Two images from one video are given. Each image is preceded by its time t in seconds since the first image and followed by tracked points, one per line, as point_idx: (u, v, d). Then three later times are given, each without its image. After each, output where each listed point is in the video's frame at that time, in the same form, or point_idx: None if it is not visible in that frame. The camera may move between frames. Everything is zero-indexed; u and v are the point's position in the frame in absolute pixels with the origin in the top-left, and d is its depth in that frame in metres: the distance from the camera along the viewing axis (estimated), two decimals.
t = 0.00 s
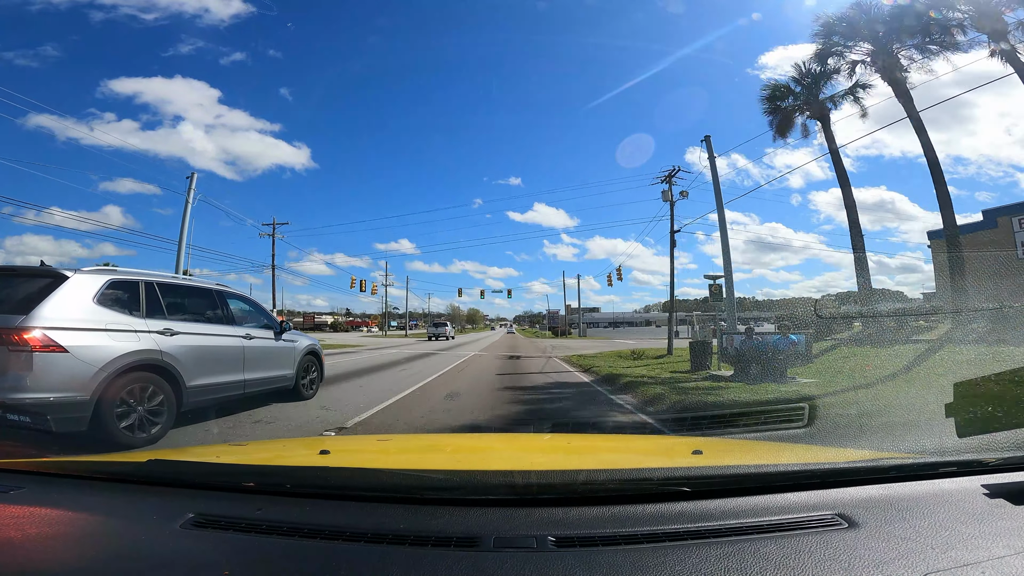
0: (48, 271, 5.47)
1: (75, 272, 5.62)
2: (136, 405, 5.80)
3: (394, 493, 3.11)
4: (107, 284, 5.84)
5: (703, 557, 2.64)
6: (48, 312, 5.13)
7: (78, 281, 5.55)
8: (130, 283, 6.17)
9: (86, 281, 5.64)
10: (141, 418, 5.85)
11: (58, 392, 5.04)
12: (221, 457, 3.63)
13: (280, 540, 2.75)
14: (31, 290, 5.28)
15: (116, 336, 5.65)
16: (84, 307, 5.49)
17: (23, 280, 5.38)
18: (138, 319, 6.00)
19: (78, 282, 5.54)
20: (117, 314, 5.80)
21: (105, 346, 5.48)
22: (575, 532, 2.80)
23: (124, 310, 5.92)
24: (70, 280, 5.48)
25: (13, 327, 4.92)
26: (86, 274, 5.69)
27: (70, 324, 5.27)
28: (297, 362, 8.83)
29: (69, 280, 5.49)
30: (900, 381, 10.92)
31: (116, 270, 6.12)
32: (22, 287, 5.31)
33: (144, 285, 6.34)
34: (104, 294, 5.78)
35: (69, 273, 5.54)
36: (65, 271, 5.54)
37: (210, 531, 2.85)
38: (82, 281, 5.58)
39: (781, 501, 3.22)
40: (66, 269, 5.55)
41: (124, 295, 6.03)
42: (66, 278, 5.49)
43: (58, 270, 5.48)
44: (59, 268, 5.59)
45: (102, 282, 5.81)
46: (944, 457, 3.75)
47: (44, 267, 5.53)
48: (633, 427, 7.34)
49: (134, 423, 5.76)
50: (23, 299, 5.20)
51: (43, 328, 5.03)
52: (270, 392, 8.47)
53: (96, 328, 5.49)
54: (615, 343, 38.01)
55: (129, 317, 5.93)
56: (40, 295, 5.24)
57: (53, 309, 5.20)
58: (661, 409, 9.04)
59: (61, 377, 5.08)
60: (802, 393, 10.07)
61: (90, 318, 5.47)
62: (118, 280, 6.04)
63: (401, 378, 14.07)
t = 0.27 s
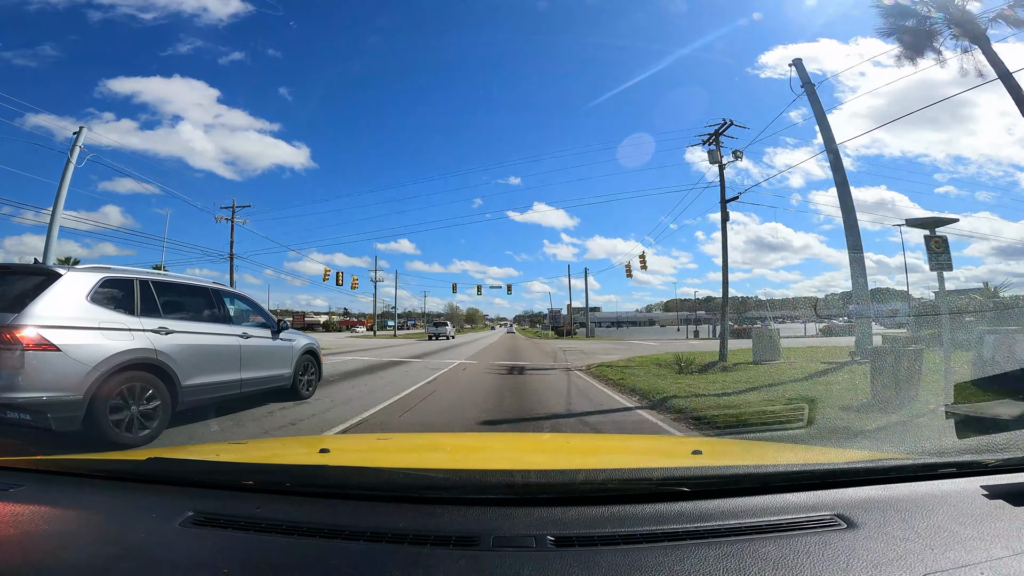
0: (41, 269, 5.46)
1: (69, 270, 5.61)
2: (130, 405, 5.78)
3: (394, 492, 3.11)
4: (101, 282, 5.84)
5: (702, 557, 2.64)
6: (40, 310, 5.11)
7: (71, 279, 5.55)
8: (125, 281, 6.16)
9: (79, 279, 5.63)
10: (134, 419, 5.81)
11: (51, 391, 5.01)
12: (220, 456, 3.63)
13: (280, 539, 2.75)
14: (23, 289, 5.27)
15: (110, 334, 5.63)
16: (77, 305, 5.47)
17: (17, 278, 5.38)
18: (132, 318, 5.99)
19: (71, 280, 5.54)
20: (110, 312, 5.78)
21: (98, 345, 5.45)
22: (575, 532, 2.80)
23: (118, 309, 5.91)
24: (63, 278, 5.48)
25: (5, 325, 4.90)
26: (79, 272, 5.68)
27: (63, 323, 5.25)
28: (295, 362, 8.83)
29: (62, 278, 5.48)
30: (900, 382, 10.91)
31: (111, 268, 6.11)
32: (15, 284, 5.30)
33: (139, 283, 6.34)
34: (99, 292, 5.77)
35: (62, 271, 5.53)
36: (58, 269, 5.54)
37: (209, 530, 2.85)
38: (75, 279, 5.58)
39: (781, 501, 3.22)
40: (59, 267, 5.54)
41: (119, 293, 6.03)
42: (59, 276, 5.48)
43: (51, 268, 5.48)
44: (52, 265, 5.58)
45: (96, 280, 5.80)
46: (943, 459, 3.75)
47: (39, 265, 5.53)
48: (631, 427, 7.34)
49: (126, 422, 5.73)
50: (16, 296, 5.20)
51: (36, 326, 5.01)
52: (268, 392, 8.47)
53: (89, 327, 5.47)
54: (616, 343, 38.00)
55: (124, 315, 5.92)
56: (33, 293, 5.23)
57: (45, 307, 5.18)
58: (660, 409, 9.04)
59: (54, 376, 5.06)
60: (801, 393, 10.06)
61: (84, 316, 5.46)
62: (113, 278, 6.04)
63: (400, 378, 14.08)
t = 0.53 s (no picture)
0: (32, 268, 5.45)
1: (60, 270, 5.58)
2: (123, 406, 5.74)
3: (395, 492, 3.11)
4: (93, 281, 5.82)
5: (705, 557, 2.64)
6: (30, 311, 5.10)
7: (62, 279, 5.51)
8: (118, 281, 6.15)
9: (71, 279, 5.60)
10: (125, 422, 5.74)
11: (42, 393, 4.99)
12: (222, 457, 3.63)
13: (282, 539, 2.75)
14: (15, 289, 5.29)
15: (102, 336, 5.61)
16: (69, 306, 5.45)
17: (10, 278, 5.40)
18: (125, 318, 5.97)
19: (63, 280, 5.50)
20: (103, 312, 5.76)
21: (90, 346, 5.42)
22: (576, 532, 2.80)
23: (110, 309, 5.90)
24: (54, 278, 5.44)
25: None
26: (71, 272, 5.66)
27: (54, 324, 5.23)
28: (292, 363, 8.84)
29: (53, 278, 5.46)
30: (901, 380, 10.91)
31: (104, 268, 6.10)
32: (7, 285, 5.33)
33: (132, 284, 6.32)
34: (91, 292, 5.75)
35: (53, 271, 5.51)
36: (50, 269, 5.50)
37: (211, 531, 2.85)
38: (67, 278, 5.56)
39: (783, 500, 3.21)
40: (50, 267, 5.50)
41: (112, 294, 6.01)
42: (50, 275, 5.46)
43: (42, 268, 5.45)
44: (43, 265, 5.56)
45: (88, 279, 5.78)
46: (945, 457, 3.75)
47: (30, 264, 5.53)
48: (632, 427, 7.34)
49: (116, 424, 5.65)
50: (9, 296, 5.23)
51: (26, 327, 5.00)
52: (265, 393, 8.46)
53: (82, 327, 5.45)
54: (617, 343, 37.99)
55: (117, 316, 5.90)
56: (25, 293, 5.25)
57: (36, 308, 5.16)
58: (660, 409, 9.03)
59: (45, 378, 5.02)
60: (802, 392, 10.04)
61: (76, 316, 5.44)
62: (106, 278, 6.02)
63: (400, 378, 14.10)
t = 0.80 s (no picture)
0: (19, 267, 5.37)
1: (48, 268, 5.54)
2: (114, 406, 5.73)
3: (395, 492, 3.11)
4: (82, 279, 5.79)
5: (703, 558, 2.64)
6: (18, 310, 5.06)
7: (51, 278, 5.47)
8: (109, 279, 6.13)
9: (59, 277, 5.57)
10: (111, 422, 5.68)
11: (29, 393, 4.97)
12: (221, 456, 3.63)
13: (281, 539, 2.75)
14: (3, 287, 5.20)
15: (90, 335, 5.59)
16: (58, 304, 5.43)
17: None
18: (114, 317, 5.95)
19: (51, 278, 5.47)
20: (90, 310, 5.73)
21: (79, 345, 5.42)
22: (575, 532, 2.80)
23: (99, 308, 5.87)
24: (43, 276, 5.40)
25: None
26: (59, 270, 5.63)
27: (42, 322, 5.22)
28: (287, 362, 8.84)
29: (42, 276, 5.41)
30: (901, 382, 10.90)
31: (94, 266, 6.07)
32: None
33: (124, 282, 6.31)
34: (80, 290, 5.73)
35: (41, 269, 5.46)
36: (38, 267, 5.46)
37: (211, 530, 2.85)
38: (55, 276, 5.52)
39: (782, 502, 3.21)
40: (38, 265, 5.46)
41: (103, 292, 6.00)
42: (38, 274, 5.41)
43: (29, 265, 5.40)
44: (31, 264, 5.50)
45: (78, 278, 5.76)
46: (944, 459, 3.75)
47: (17, 263, 5.46)
48: (630, 428, 7.34)
49: (102, 422, 5.60)
50: None
51: (13, 326, 4.96)
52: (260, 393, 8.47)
53: (69, 326, 5.43)
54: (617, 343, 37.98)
55: (106, 315, 5.87)
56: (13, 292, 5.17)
57: (24, 306, 5.12)
58: (659, 410, 9.03)
59: (32, 377, 5.00)
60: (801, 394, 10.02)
61: (63, 315, 5.42)
62: (96, 277, 6.00)
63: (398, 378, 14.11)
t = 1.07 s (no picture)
0: (9, 263, 5.40)
1: (38, 264, 5.54)
2: (103, 406, 5.71)
3: (394, 491, 3.11)
4: (72, 276, 5.79)
5: (701, 558, 2.64)
6: (8, 306, 5.06)
7: (40, 274, 5.47)
8: (100, 276, 6.12)
9: (49, 274, 5.57)
10: (97, 421, 5.64)
11: (16, 391, 4.95)
12: (220, 454, 3.63)
13: (280, 537, 2.75)
14: None
15: (79, 332, 5.57)
16: (47, 301, 5.42)
17: None
18: (105, 314, 5.93)
19: (41, 275, 5.47)
20: (80, 307, 5.72)
21: (68, 343, 5.40)
22: (574, 532, 2.81)
23: (90, 305, 5.85)
24: (32, 272, 5.41)
25: None
26: (49, 267, 5.62)
27: (33, 319, 5.22)
28: (283, 361, 8.83)
29: (31, 272, 5.42)
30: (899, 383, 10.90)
31: (85, 263, 6.06)
32: None
33: (116, 280, 6.30)
34: (70, 287, 5.72)
35: (31, 265, 5.47)
36: (27, 263, 5.47)
37: (210, 528, 2.86)
38: (45, 273, 5.52)
39: (781, 502, 3.22)
40: (28, 261, 5.48)
41: (93, 289, 5.98)
42: (28, 270, 5.42)
43: (18, 261, 5.41)
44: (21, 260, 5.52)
45: (68, 274, 5.76)
46: (943, 460, 3.75)
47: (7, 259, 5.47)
48: (629, 428, 7.34)
49: (89, 420, 5.56)
50: None
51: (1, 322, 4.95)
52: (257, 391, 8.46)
53: (59, 323, 5.43)
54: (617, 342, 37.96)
55: (97, 312, 5.86)
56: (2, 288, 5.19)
57: (13, 303, 5.13)
58: (657, 410, 9.03)
59: (17, 375, 4.97)
60: (800, 394, 10.02)
61: (53, 312, 5.41)
62: (86, 273, 5.99)
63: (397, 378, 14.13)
